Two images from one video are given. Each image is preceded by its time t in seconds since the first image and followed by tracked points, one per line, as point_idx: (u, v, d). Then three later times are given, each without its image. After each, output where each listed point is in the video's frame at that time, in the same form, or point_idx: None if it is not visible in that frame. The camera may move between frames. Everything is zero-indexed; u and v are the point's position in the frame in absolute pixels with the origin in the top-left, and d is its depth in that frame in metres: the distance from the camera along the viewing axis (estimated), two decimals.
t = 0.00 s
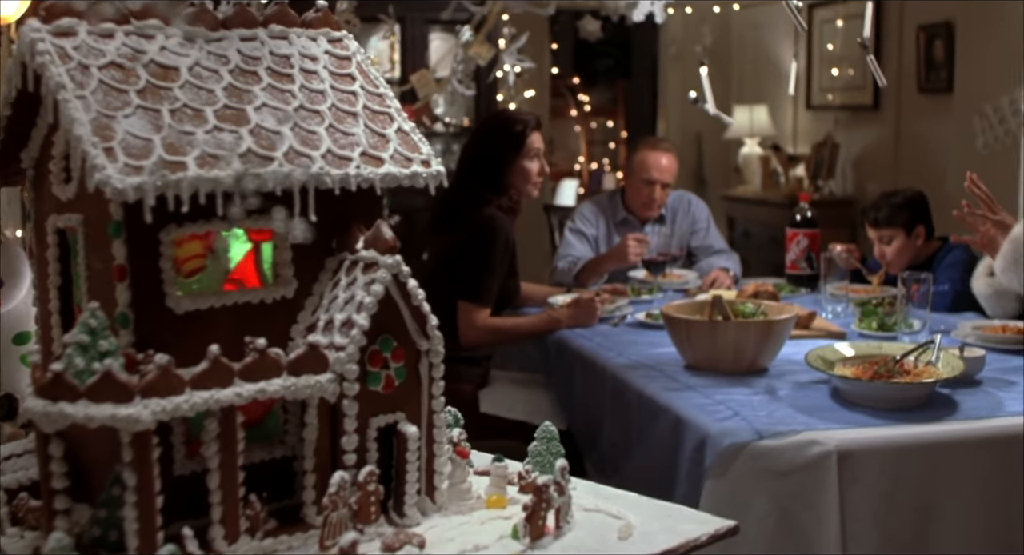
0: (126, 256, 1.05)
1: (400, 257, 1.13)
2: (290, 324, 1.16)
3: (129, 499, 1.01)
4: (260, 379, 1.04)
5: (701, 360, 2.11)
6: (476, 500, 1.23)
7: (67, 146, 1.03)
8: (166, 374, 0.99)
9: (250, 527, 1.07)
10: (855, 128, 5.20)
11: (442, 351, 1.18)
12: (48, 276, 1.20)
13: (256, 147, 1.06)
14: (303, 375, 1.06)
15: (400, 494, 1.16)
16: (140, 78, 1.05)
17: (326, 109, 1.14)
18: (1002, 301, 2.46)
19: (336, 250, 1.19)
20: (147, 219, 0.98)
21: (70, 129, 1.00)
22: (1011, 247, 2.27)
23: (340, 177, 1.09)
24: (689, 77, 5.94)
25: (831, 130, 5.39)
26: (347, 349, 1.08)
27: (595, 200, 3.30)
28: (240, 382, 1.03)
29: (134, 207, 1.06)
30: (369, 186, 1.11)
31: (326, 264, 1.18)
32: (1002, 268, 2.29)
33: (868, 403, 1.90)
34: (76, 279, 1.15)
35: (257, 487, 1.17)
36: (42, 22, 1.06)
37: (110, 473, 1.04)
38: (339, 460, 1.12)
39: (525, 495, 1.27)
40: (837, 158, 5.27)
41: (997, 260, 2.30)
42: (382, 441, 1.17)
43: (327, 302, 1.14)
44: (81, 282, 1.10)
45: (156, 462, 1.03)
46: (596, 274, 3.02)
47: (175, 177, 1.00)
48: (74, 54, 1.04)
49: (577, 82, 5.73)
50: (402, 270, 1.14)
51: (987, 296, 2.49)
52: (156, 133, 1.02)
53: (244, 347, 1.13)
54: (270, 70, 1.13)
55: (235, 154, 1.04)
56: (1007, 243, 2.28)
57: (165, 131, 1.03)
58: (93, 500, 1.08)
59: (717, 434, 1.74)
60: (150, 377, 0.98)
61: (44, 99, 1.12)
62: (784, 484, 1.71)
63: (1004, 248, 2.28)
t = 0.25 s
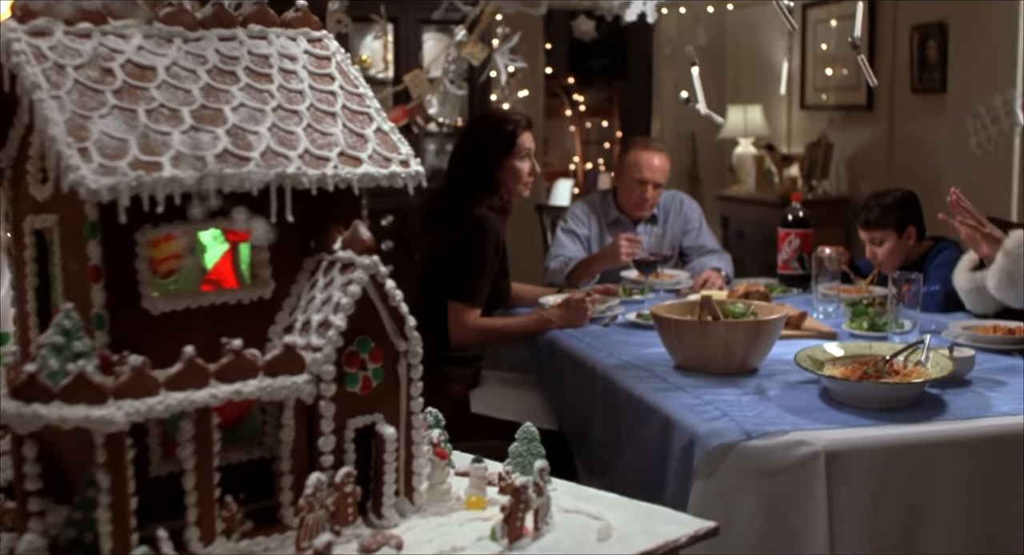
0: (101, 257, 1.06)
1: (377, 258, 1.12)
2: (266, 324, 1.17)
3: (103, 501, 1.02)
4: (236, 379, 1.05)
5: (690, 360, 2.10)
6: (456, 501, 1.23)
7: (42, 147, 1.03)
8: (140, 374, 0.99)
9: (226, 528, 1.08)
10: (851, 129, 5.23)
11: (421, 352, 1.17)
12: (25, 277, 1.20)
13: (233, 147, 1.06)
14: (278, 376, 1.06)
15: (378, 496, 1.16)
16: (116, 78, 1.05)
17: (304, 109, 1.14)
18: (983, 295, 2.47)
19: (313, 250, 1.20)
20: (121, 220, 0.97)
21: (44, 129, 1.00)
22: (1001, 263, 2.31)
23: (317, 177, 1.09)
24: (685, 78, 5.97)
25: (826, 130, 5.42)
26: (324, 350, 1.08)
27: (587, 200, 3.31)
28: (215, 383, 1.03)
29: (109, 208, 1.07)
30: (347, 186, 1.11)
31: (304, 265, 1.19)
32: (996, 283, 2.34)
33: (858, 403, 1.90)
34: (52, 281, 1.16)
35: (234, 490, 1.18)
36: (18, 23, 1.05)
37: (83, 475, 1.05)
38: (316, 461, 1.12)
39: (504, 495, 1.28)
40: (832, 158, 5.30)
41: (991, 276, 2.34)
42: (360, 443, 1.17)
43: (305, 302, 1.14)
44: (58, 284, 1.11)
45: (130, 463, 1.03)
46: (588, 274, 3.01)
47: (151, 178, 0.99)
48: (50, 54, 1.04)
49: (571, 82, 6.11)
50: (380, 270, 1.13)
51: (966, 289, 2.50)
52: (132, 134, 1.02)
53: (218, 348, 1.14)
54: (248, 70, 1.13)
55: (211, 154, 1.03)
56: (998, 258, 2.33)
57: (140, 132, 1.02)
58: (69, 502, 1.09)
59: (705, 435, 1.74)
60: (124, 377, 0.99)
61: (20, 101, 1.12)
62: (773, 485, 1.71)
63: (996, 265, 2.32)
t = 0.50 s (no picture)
0: (76, 258, 1.07)
1: (355, 258, 1.12)
2: (245, 325, 1.17)
3: (77, 502, 1.02)
4: (213, 380, 1.04)
5: (681, 361, 2.10)
6: (434, 502, 1.23)
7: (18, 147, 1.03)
8: (115, 376, 0.99)
9: (202, 530, 1.08)
10: (846, 128, 5.25)
11: (400, 352, 1.17)
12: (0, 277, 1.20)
13: (210, 147, 1.06)
14: (255, 377, 1.06)
15: (356, 497, 1.16)
16: (92, 78, 1.05)
17: (282, 109, 1.13)
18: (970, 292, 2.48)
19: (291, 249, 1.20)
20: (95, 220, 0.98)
21: (20, 129, 1.00)
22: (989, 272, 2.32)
23: (294, 178, 1.09)
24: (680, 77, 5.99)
25: (821, 129, 5.44)
26: (301, 351, 1.08)
27: (580, 200, 3.31)
28: (191, 383, 1.03)
29: (84, 209, 1.08)
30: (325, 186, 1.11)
31: (282, 265, 1.19)
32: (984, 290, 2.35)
33: (848, 404, 1.90)
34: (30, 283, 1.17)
35: (211, 490, 1.19)
36: None
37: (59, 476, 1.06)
38: (293, 461, 1.12)
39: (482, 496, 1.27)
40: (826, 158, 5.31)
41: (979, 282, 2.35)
42: (339, 443, 1.17)
43: (283, 303, 1.14)
44: (35, 284, 1.11)
45: (105, 465, 1.03)
46: (580, 274, 3.01)
47: (126, 178, 0.99)
48: (26, 54, 1.04)
49: (567, 82, 6.05)
50: (357, 270, 1.13)
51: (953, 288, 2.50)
52: (108, 134, 1.02)
53: (194, 348, 1.14)
54: (227, 70, 1.12)
55: (187, 155, 1.04)
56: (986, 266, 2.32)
57: (116, 132, 1.02)
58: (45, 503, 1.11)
59: (694, 435, 1.73)
60: (98, 378, 0.98)
61: None
62: (762, 485, 1.71)
63: (984, 275, 2.32)
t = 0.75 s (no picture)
0: (49, 259, 1.06)
1: (331, 258, 1.11)
2: (220, 326, 1.17)
3: (48, 505, 1.02)
4: (188, 380, 1.04)
5: (670, 361, 2.10)
6: (412, 503, 1.22)
7: None
8: (87, 377, 0.99)
9: (176, 531, 1.08)
10: (840, 128, 5.28)
11: (377, 353, 1.17)
12: None
13: (185, 147, 1.06)
14: (230, 378, 1.06)
15: (333, 498, 1.16)
16: (67, 78, 1.04)
17: (259, 109, 1.13)
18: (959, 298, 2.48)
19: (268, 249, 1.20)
20: (67, 221, 0.97)
21: None
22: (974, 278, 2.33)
23: (268, 177, 1.09)
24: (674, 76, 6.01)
25: (815, 128, 5.46)
26: (276, 352, 1.07)
27: (572, 200, 3.31)
28: (165, 384, 1.03)
29: (55, 208, 1.07)
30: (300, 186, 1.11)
31: (258, 265, 1.19)
32: (970, 293, 2.36)
33: (836, 404, 1.89)
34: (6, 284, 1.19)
35: (186, 491, 1.19)
36: None
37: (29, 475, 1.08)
38: (268, 463, 1.12)
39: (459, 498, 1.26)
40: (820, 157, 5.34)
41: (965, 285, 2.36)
42: (315, 445, 1.17)
43: (259, 304, 1.13)
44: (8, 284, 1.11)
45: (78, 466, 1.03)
46: (572, 274, 3.01)
47: (98, 179, 0.99)
48: None
49: (561, 82, 6.18)
50: (333, 271, 1.12)
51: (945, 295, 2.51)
52: (81, 134, 1.02)
53: (168, 348, 1.14)
54: (203, 70, 1.12)
55: (161, 155, 1.04)
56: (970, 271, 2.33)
57: (90, 132, 1.02)
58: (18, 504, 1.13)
59: (682, 435, 1.73)
60: (71, 379, 0.98)
61: None
62: (751, 485, 1.70)
63: (971, 279, 2.33)
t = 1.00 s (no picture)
0: (21, 259, 1.07)
1: (304, 259, 1.11)
2: (194, 326, 1.17)
3: (18, 507, 1.02)
4: (159, 381, 1.04)
5: (657, 362, 2.10)
6: (387, 505, 1.22)
7: None
8: (57, 379, 0.99)
9: (149, 532, 1.08)
10: (832, 129, 5.29)
11: (351, 354, 1.16)
12: None
13: (157, 147, 1.06)
14: (203, 379, 1.05)
15: (306, 499, 1.15)
16: (39, 78, 1.04)
17: (233, 109, 1.13)
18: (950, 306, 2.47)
19: (242, 250, 1.19)
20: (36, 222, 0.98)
21: None
22: (960, 278, 2.15)
23: (241, 178, 1.08)
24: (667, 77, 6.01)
25: (806, 128, 5.47)
26: (249, 353, 1.06)
27: (562, 200, 3.30)
28: (137, 386, 1.02)
29: (25, 210, 1.09)
30: (274, 187, 1.11)
31: (232, 266, 1.18)
32: (955, 300, 2.18)
33: (822, 405, 1.89)
34: None
35: (158, 492, 1.19)
36: None
37: None
38: (240, 464, 1.11)
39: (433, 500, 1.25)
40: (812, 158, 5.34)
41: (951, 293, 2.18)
42: (288, 446, 1.17)
43: (233, 304, 1.13)
44: None
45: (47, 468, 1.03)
46: (562, 274, 3.00)
47: (68, 180, 0.99)
48: None
49: (554, 82, 6.05)
50: (307, 271, 1.12)
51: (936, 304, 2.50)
52: (53, 134, 1.02)
53: (139, 349, 1.14)
54: (178, 70, 1.12)
55: (133, 155, 1.03)
56: (958, 273, 2.17)
57: (61, 132, 1.02)
58: None
59: (667, 437, 1.72)
60: (40, 381, 0.98)
61: None
62: (736, 486, 1.70)
63: (955, 282, 2.16)
